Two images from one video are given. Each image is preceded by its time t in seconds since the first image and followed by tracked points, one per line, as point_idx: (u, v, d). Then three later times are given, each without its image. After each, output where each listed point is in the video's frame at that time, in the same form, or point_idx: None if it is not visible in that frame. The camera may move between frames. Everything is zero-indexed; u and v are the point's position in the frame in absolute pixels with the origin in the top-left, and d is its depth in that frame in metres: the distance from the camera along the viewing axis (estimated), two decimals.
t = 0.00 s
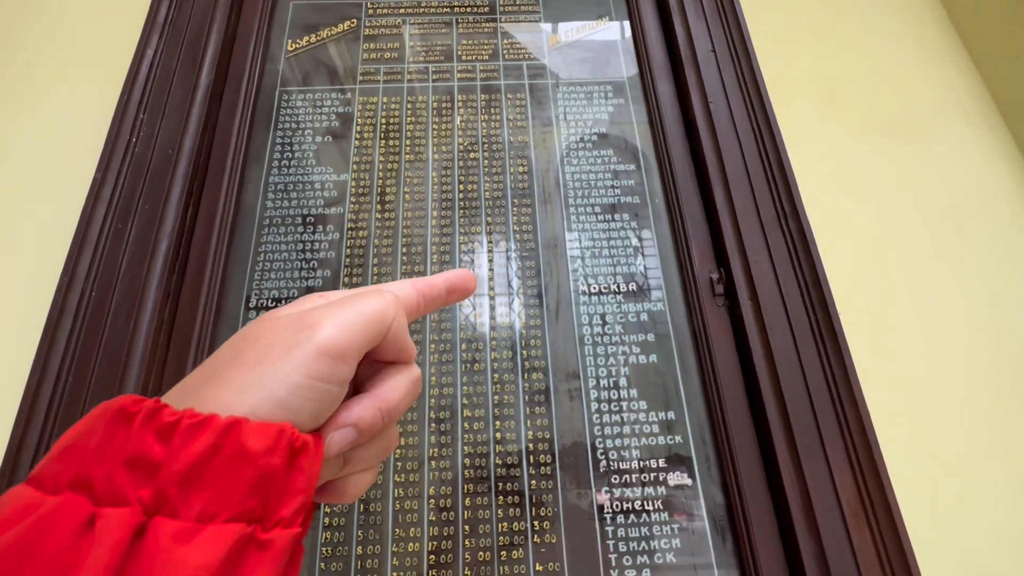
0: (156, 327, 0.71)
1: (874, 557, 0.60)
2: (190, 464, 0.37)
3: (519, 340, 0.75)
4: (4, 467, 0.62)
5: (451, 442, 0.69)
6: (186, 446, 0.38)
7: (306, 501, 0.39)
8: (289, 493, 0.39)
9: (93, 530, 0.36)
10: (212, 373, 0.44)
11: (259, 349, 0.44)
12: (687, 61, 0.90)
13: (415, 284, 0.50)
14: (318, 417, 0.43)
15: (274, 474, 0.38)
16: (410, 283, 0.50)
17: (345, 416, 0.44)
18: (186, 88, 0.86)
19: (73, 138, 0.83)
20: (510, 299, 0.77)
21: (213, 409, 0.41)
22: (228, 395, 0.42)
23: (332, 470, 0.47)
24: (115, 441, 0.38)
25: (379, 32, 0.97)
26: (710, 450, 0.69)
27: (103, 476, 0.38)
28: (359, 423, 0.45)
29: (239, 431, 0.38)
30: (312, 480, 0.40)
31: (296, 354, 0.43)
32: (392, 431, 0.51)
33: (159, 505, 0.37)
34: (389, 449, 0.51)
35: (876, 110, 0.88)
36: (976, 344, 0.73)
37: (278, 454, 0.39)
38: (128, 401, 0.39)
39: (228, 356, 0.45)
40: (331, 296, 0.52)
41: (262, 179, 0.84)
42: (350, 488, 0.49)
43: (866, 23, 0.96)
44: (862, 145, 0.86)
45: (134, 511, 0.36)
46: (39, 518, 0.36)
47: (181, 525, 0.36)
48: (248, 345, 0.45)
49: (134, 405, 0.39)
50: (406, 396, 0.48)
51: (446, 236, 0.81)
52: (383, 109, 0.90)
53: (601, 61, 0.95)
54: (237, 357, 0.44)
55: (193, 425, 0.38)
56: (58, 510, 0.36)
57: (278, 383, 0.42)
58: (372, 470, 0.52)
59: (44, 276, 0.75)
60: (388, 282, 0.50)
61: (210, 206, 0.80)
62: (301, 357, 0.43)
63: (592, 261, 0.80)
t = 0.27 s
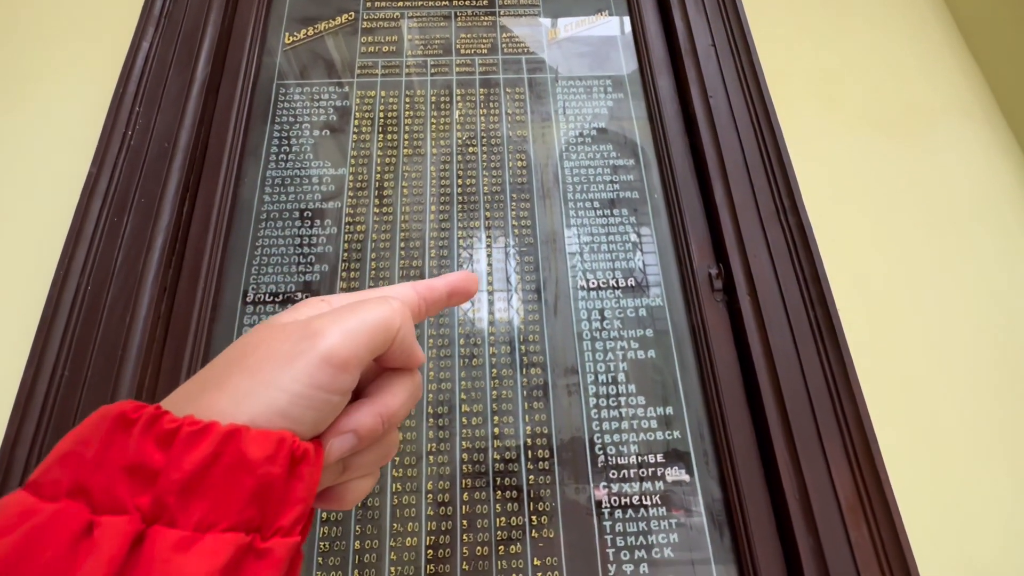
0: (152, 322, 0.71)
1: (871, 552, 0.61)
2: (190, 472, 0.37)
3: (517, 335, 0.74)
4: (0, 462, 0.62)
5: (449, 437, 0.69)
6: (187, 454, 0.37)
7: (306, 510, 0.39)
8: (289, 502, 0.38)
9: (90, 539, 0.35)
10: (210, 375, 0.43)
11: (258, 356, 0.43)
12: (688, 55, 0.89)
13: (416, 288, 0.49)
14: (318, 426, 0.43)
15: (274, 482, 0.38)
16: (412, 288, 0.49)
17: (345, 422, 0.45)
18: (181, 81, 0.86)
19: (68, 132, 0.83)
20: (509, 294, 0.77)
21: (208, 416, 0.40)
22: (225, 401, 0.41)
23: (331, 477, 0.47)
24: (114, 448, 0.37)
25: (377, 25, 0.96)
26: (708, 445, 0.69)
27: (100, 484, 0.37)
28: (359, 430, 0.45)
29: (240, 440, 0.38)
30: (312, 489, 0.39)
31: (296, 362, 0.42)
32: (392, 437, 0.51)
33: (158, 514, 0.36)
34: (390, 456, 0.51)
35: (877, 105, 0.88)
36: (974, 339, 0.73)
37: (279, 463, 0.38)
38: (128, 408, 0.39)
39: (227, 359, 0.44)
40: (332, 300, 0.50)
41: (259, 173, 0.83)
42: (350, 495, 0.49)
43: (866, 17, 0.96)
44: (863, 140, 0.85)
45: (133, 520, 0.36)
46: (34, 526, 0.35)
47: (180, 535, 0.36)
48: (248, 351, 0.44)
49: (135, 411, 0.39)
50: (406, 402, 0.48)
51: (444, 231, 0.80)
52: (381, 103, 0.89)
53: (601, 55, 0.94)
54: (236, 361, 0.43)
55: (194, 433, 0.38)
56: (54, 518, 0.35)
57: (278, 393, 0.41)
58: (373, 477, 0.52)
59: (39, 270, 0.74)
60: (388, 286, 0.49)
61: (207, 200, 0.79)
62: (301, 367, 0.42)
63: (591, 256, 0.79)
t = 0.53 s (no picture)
0: (150, 317, 0.71)
1: (866, 546, 0.61)
2: (197, 476, 0.37)
3: (515, 331, 0.75)
4: None
5: (447, 432, 0.69)
6: (193, 458, 0.37)
7: (310, 517, 0.39)
8: (293, 509, 0.39)
9: (95, 542, 0.35)
10: (216, 379, 0.43)
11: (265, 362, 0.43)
12: (687, 51, 0.89)
13: (425, 294, 0.50)
14: (325, 432, 0.43)
15: (279, 488, 0.38)
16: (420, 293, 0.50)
17: (352, 425, 0.46)
18: (178, 75, 0.85)
19: (65, 126, 0.82)
20: (507, 290, 0.77)
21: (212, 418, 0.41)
22: (231, 406, 0.41)
23: (337, 478, 0.48)
24: (121, 451, 0.38)
25: (375, 19, 0.96)
26: (705, 441, 0.69)
27: (108, 487, 0.37)
28: (365, 432, 0.46)
29: (246, 445, 0.38)
30: (316, 495, 0.40)
31: (307, 370, 0.42)
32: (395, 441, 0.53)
33: (163, 518, 0.36)
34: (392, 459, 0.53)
35: (876, 102, 0.88)
36: (971, 336, 0.73)
37: (284, 470, 0.38)
38: (136, 412, 0.39)
39: (234, 364, 0.44)
40: (339, 299, 0.50)
41: (256, 168, 0.83)
42: (354, 496, 0.51)
43: (866, 14, 0.95)
44: (862, 137, 0.85)
45: (138, 523, 0.36)
46: (42, 527, 0.35)
47: (184, 540, 0.36)
48: (256, 354, 0.44)
49: (142, 414, 0.39)
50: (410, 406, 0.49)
51: (442, 226, 0.80)
52: (379, 97, 0.89)
53: (600, 50, 0.94)
54: (242, 365, 0.43)
55: (201, 438, 0.38)
56: (61, 521, 0.36)
57: (285, 399, 0.41)
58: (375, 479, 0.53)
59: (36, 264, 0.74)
60: (397, 290, 0.49)
61: (204, 196, 0.79)
62: (311, 375, 0.42)
63: (588, 253, 0.79)
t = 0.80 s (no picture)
0: (148, 311, 0.70)
1: (863, 540, 0.61)
2: (192, 481, 0.37)
3: (514, 326, 0.75)
4: None
5: (447, 427, 0.69)
6: (189, 463, 0.37)
7: (302, 523, 0.40)
8: (286, 515, 0.39)
9: (88, 545, 0.35)
10: (218, 383, 0.44)
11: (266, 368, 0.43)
12: (687, 46, 0.89)
13: (425, 306, 0.50)
14: (321, 441, 0.44)
15: (273, 495, 0.38)
16: (421, 305, 0.50)
17: (347, 433, 0.46)
18: (176, 69, 0.85)
19: (63, 120, 0.82)
20: (506, 285, 0.77)
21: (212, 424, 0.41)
22: (231, 410, 0.41)
23: (330, 486, 0.49)
24: (118, 454, 0.38)
25: (374, 13, 0.95)
26: (703, 436, 0.69)
27: (103, 489, 0.37)
28: (360, 440, 0.46)
29: (243, 452, 0.38)
30: (310, 502, 0.40)
31: (305, 379, 0.42)
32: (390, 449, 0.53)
33: (157, 522, 0.36)
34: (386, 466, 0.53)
35: (875, 98, 0.88)
36: (967, 331, 0.74)
37: (279, 476, 0.39)
38: (134, 414, 0.39)
39: (237, 368, 0.45)
40: (341, 308, 0.51)
41: (255, 163, 0.83)
42: (346, 504, 0.51)
43: (866, 10, 0.95)
44: (861, 134, 0.85)
45: (132, 527, 0.36)
46: (37, 528, 0.35)
47: (177, 544, 0.36)
48: (256, 360, 0.44)
49: (140, 418, 0.39)
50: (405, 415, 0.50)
51: (441, 221, 0.80)
52: (378, 92, 0.89)
53: (600, 45, 0.94)
54: (244, 370, 0.44)
55: (198, 443, 0.38)
56: (56, 522, 0.35)
57: (283, 406, 0.42)
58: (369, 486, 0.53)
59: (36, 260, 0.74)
60: (399, 301, 0.50)
61: (202, 190, 0.79)
62: (309, 383, 0.42)
63: (587, 249, 0.79)
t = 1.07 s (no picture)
0: (143, 303, 0.70)
1: (863, 532, 0.61)
2: (191, 503, 0.37)
3: (514, 318, 0.74)
4: None
5: (446, 419, 0.69)
6: (189, 485, 0.37)
7: (299, 545, 0.39)
8: (283, 537, 0.39)
9: (85, 567, 0.35)
10: (218, 397, 0.43)
11: (267, 386, 0.42)
12: (688, 36, 0.88)
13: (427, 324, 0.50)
14: (320, 462, 0.43)
15: (272, 518, 0.38)
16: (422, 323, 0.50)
17: (347, 453, 0.45)
18: (170, 57, 0.84)
19: (55, 109, 0.81)
20: (505, 276, 0.76)
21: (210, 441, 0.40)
22: (230, 427, 0.41)
23: (329, 505, 0.48)
24: (117, 473, 0.37)
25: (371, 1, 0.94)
26: (703, 428, 0.69)
27: (100, 510, 0.36)
28: (360, 460, 0.46)
29: (242, 473, 0.38)
30: (307, 524, 0.40)
31: (306, 399, 0.42)
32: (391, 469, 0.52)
33: (154, 544, 0.36)
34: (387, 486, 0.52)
35: (878, 90, 0.87)
36: (968, 324, 0.73)
37: (277, 498, 0.38)
38: (134, 434, 0.38)
39: (237, 382, 0.44)
40: (342, 324, 0.50)
41: (251, 153, 0.82)
42: (345, 525, 0.50)
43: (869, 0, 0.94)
44: (863, 126, 0.85)
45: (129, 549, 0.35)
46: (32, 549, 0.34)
47: (175, 567, 0.35)
48: (258, 377, 0.43)
49: (139, 437, 0.38)
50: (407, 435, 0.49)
51: (440, 212, 0.79)
52: (376, 81, 0.88)
53: (600, 35, 0.93)
54: (245, 385, 0.43)
55: (197, 463, 0.38)
56: (52, 542, 0.35)
57: (283, 426, 0.41)
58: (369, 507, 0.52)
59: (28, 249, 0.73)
60: (400, 319, 0.50)
61: (198, 180, 0.78)
62: (310, 403, 0.42)
63: (587, 240, 0.79)
